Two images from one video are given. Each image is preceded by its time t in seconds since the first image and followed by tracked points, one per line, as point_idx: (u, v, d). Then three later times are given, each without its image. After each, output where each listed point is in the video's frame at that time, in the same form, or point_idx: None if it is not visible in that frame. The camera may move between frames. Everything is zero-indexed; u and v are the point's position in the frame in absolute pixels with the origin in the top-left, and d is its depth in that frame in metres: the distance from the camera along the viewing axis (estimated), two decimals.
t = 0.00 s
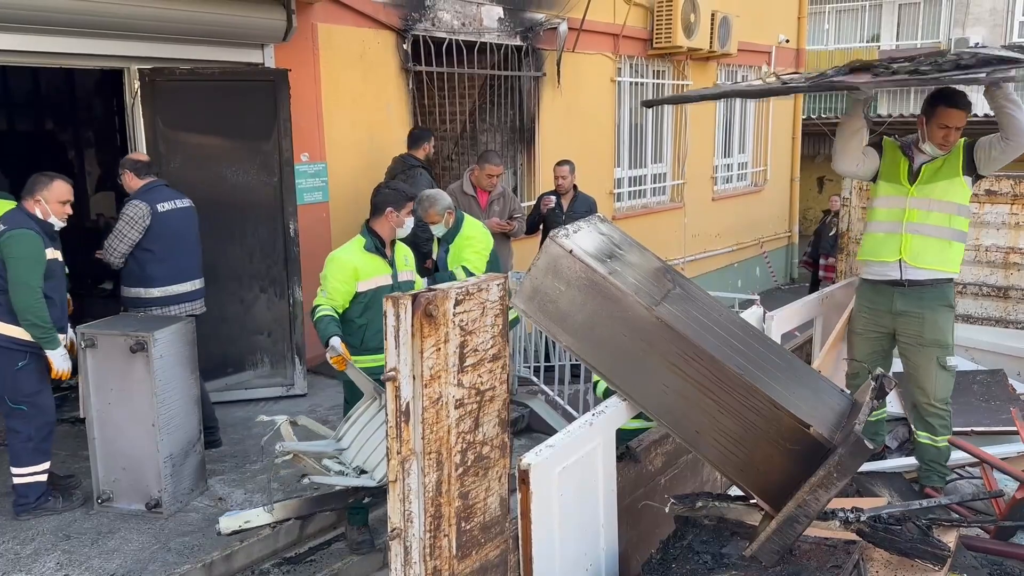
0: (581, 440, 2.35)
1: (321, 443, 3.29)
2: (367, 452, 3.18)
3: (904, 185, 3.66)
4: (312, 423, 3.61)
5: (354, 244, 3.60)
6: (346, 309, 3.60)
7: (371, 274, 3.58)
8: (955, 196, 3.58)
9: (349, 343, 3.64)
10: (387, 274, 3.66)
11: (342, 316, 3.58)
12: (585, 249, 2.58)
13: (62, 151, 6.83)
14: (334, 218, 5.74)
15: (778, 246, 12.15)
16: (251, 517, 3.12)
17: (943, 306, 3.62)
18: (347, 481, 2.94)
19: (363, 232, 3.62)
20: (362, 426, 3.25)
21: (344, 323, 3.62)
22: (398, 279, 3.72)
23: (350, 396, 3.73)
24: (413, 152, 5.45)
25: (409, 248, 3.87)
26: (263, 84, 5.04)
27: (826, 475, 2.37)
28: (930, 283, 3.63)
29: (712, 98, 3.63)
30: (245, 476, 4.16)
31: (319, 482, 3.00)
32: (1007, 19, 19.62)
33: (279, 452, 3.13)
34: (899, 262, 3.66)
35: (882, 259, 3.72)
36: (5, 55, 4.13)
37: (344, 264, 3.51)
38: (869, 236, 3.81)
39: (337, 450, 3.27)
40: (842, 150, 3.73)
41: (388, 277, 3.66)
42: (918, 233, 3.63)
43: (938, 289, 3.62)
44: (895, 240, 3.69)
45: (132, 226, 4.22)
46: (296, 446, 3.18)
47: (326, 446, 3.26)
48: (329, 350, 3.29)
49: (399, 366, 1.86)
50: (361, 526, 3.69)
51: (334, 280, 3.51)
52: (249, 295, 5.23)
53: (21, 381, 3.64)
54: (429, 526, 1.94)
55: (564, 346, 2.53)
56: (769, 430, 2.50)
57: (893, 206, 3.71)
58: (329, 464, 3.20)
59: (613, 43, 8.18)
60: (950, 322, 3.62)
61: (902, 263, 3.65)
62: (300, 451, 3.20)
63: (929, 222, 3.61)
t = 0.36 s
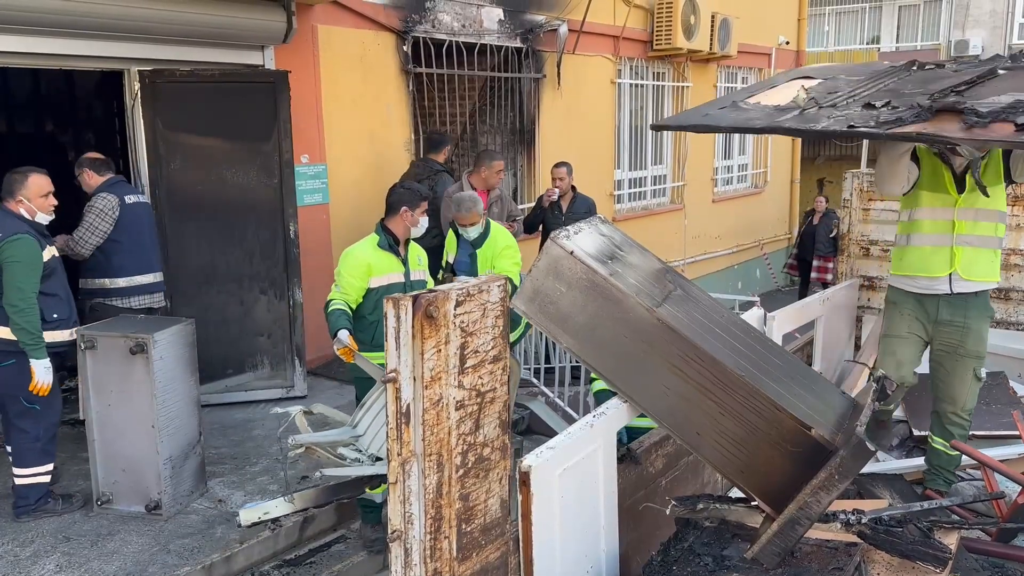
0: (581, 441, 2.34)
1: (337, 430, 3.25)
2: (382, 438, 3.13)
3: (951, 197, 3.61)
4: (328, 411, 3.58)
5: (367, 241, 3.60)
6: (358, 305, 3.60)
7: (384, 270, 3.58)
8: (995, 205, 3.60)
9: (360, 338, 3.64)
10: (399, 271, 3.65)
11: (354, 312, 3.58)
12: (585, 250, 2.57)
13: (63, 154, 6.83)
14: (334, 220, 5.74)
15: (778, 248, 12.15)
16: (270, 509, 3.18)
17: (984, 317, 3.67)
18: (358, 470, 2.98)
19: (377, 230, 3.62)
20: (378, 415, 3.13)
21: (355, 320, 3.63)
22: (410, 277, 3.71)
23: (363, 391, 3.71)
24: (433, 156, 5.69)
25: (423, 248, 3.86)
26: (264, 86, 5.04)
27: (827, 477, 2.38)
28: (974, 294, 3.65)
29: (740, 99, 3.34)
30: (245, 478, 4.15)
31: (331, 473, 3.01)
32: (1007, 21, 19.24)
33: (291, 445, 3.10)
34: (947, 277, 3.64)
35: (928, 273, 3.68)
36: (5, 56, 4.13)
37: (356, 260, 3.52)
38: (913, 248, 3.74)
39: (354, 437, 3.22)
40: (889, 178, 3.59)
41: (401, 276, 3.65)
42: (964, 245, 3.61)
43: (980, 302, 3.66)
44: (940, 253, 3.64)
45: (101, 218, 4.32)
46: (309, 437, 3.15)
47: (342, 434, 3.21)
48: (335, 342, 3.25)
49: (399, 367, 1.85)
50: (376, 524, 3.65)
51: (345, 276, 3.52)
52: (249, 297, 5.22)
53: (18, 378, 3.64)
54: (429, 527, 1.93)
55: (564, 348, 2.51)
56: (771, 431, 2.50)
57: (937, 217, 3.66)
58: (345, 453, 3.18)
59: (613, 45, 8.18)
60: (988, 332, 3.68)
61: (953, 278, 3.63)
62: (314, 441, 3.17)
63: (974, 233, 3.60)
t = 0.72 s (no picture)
0: (582, 442, 2.34)
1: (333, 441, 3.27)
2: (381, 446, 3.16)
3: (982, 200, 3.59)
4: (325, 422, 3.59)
5: (358, 245, 3.60)
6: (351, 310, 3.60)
7: (374, 274, 3.57)
8: None
9: (354, 344, 3.62)
10: (391, 274, 3.65)
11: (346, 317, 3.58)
12: (586, 250, 2.57)
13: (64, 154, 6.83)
14: (335, 220, 5.74)
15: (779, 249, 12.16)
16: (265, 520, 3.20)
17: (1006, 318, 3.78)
18: (357, 479, 2.97)
19: (367, 233, 3.61)
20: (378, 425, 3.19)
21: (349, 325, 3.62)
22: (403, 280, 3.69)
23: (357, 396, 3.71)
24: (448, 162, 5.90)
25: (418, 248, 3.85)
26: (267, 86, 5.05)
27: (828, 478, 2.35)
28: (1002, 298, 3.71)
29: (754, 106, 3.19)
30: (247, 478, 4.16)
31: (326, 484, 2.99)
32: (1008, 22, 19.40)
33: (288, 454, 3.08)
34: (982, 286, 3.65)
35: (963, 282, 3.66)
36: (7, 56, 4.13)
37: (345, 265, 3.52)
38: (945, 256, 3.71)
39: (350, 448, 3.25)
40: (916, 192, 3.60)
41: (393, 278, 3.65)
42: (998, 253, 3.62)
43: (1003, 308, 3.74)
44: (976, 261, 3.63)
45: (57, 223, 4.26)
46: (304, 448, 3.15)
47: (338, 444, 3.25)
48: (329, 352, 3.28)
49: (401, 367, 1.85)
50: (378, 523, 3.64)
51: (336, 282, 3.52)
52: (250, 297, 5.23)
53: (28, 374, 3.65)
54: (431, 527, 1.93)
55: (566, 348, 2.51)
56: (772, 432, 2.50)
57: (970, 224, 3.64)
58: (341, 462, 3.20)
59: (614, 45, 8.18)
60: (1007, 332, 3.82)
61: (986, 285, 3.65)
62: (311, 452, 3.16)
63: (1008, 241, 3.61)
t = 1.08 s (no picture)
0: (583, 441, 2.34)
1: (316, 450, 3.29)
2: (361, 457, 3.20)
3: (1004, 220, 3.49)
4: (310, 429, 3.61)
5: (350, 246, 3.61)
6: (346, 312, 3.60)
7: (367, 276, 3.57)
8: None
9: (348, 346, 3.62)
10: (384, 276, 3.64)
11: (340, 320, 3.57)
12: (589, 250, 2.59)
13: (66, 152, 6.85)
14: (336, 219, 5.74)
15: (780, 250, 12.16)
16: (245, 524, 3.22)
17: None
18: (340, 490, 2.94)
19: (360, 234, 3.61)
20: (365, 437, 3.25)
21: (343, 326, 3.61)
22: (396, 282, 3.69)
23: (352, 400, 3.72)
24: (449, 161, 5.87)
25: (413, 248, 3.84)
26: (269, 85, 5.04)
27: (829, 477, 2.35)
28: None
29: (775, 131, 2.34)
30: (248, 477, 4.16)
31: (316, 490, 2.98)
32: (1010, 22, 19.18)
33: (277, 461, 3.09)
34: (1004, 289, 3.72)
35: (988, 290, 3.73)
36: (9, 55, 4.14)
37: (338, 267, 3.52)
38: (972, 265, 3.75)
39: (332, 457, 3.28)
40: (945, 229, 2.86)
41: (387, 280, 3.64)
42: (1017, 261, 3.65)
43: None
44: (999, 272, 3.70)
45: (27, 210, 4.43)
46: (292, 455, 3.16)
47: (320, 454, 3.26)
48: (327, 359, 3.31)
49: (403, 365, 1.86)
50: (379, 523, 3.62)
51: (330, 284, 3.52)
52: (251, 296, 5.23)
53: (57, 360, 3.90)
54: (432, 526, 1.94)
55: (568, 347, 2.53)
56: (774, 431, 2.48)
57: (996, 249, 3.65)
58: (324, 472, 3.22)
59: (616, 45, 8.19)
60: None
61: None
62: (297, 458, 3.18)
63: None
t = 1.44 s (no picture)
0: (584, 440, 2.34)
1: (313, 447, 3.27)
2: (357, 454, 3.20)
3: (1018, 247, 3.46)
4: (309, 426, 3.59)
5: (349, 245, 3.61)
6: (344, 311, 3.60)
7: (365, 275, 3.57)
8: None
9: (346, 344, 3.63)
10: (384, 276, 3.64)
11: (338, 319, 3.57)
12: (590, 248, 2.59)
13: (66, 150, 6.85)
14: (337, 217, 5.74)
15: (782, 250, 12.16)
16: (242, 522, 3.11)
17: None
18: (333, 490, 2.98)
19: (359, 233, 3.62)
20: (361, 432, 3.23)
21: (342, 325, 3.61)
22: (395, 281, 3.68)
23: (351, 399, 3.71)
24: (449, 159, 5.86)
25: (414, 248, 3.84)
26: (269, 83, 5.03)
27: (830, 477, 2.31)
28: None
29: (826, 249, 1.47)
30: (249, 476, 4.16)
31: (311, 490, 2.98)
32: (1013, 22, 19.30)
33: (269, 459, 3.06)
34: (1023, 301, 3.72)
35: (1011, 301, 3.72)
36: (11, 53, 4.14)
37: (337, 266, 3.52)
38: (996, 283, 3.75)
39: (331, 454, 3.26)
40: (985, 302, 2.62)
41: (386, 279, 3.64)
42: None
43: None
44: None
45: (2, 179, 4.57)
46: (286, 452, 3.13)
47: (316, 451, 3.24)
48: (323, 358, 3.30)
49: (404, 365, 1.86)
50: (379, 521, 3.63)
51: (328, 284, 3.52)
52: (252, 294, 5.23)
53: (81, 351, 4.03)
54: (433, 524, 1.94)
55: (569, 347, 2.54)
56: (775, 432, 2.47)
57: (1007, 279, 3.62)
58: (322, 469, 3.20)
59: (618, 44, 8.19)
60: None
61: None
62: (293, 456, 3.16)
63: None
